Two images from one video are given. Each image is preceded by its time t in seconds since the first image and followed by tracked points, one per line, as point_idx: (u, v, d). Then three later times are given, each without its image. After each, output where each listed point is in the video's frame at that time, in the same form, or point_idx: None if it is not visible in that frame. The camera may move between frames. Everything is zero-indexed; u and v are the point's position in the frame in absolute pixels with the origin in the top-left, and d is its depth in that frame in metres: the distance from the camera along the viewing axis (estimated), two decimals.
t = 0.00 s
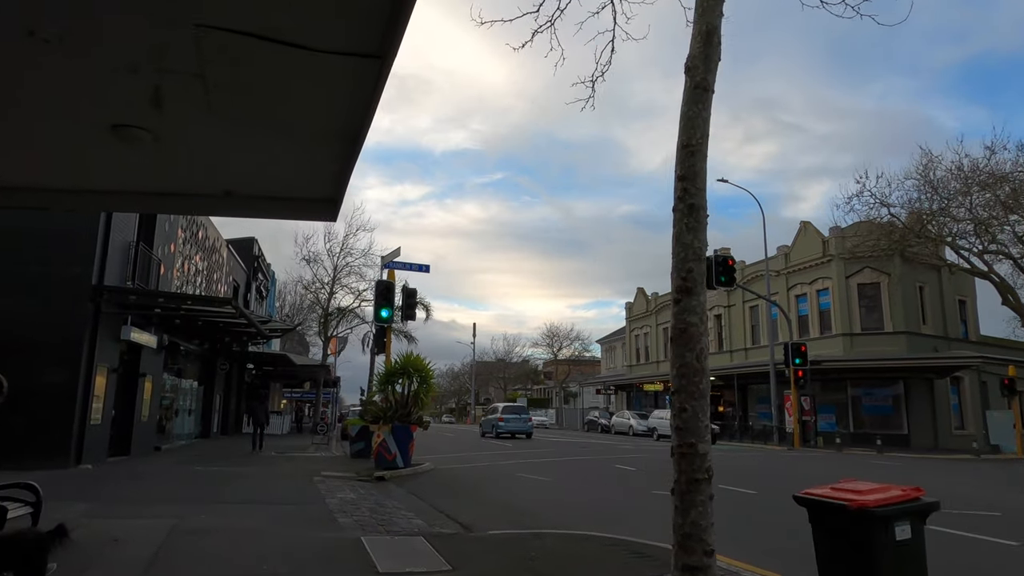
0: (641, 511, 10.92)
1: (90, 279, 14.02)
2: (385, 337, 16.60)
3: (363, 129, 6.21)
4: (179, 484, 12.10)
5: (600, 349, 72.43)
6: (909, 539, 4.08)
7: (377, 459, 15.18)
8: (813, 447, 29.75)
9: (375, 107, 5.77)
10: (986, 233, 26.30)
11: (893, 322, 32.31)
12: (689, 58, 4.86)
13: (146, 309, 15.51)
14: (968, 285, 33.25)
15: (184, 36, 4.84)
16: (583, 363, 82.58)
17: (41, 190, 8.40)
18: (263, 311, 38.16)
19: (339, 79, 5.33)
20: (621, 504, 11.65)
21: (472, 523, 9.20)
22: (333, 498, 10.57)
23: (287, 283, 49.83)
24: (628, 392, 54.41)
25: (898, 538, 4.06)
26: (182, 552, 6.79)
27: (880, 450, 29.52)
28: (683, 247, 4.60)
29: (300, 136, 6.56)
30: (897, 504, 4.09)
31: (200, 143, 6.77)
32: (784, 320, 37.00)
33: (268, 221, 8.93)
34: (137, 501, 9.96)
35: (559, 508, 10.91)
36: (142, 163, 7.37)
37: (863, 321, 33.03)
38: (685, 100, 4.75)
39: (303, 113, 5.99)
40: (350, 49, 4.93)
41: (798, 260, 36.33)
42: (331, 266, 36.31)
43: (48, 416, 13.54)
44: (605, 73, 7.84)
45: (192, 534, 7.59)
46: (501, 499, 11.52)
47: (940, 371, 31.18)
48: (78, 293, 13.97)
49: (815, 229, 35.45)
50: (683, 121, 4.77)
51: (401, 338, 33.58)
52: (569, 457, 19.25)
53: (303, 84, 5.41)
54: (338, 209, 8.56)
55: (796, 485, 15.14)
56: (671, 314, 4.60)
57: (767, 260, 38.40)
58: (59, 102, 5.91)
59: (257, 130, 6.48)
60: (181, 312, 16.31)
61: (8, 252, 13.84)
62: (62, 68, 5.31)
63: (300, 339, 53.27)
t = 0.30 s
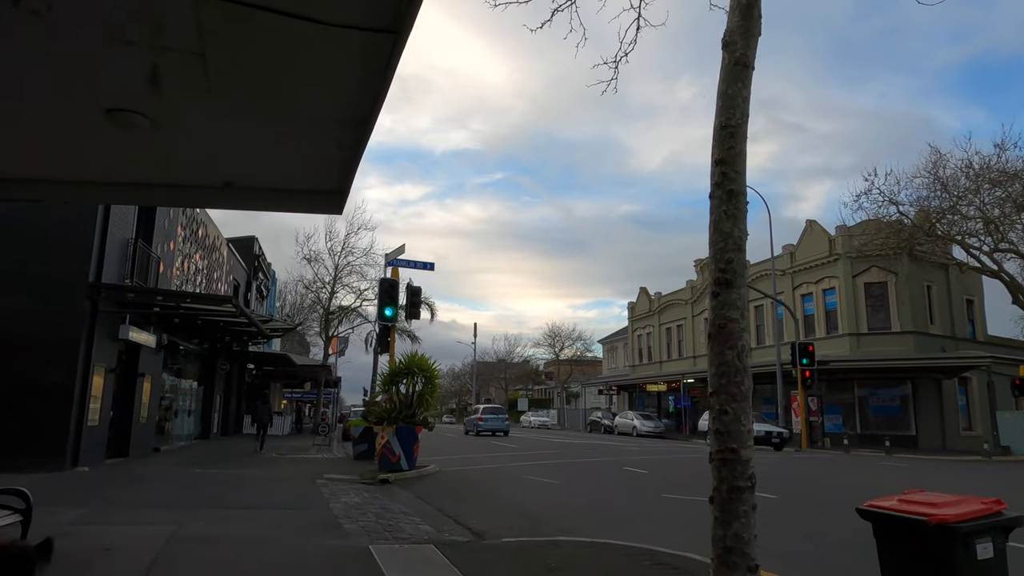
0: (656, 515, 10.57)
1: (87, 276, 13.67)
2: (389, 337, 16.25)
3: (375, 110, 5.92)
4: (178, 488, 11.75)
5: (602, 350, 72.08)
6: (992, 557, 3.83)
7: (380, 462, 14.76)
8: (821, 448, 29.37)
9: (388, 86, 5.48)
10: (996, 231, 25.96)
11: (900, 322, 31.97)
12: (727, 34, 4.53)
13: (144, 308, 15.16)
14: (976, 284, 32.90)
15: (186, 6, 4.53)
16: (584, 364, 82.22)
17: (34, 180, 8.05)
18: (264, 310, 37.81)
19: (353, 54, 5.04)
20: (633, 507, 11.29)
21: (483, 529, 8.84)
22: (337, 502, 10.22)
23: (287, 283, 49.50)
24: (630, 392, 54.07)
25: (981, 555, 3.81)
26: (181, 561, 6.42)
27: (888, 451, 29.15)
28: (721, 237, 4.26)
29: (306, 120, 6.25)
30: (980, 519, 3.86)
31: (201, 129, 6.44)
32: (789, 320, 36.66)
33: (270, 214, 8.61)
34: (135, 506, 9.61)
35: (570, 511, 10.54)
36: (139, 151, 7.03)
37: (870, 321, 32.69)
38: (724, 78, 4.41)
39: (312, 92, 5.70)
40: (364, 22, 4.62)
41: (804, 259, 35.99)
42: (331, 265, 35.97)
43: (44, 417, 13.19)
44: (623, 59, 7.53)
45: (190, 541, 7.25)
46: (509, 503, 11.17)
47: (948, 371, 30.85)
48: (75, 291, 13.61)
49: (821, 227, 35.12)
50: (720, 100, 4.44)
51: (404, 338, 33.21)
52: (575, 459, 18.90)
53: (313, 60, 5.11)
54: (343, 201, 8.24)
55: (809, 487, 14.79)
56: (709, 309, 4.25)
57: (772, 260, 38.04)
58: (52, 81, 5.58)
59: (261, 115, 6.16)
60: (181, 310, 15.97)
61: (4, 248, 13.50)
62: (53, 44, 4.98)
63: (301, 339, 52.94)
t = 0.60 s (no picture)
0: (666, 520, 10.25)
1: (82, 274, 13.33)
2: (391, 336, 15.91)
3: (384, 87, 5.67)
4: (176, 491, 11.43)
5: (602, 350, 71.73)
6: None
7: (382, 464, 14.32)
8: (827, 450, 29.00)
9: (398, 60, 5.24)
10: (1003, 231, 25.68)
11: (905, 322, 31.69)
12: (765, 4, 4.20)
13: (140, 306, 14.81)
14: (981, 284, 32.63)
15: None
16: (584, 365, 81.80)
17: (23, 170, 7.73)
18: (263, 310, 37.46)
19: (363, 24, 4.79)
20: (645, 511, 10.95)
21: (491, 535, 8.50)
22: (337, 506, 9.88)
23: (287, 283, 49.15)
24: (631, 393, 53.73)
25: None
26: (175, 570, 6.07)
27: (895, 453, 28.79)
28: (759, 224, 3.93)
29: (311, 103, 5.99)
30: None
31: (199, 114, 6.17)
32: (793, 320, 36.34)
33: (270, 205, 8.30)
34: (129, 511, 9.26)
35: (579, 516, 10.20)
36: (132, 138, 6.73)
37: (875, 322, 32.39)
38: (760, 52, 4.10)
39: (317, 70, 5.44)
40: None
41: (808, 258, 35.69)
42: (331, 264, 35.61)
43: (37, 417, 12.84)
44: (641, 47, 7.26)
45: (185, 548, 6.92)
46: (516, 507, 10.81)
47: (954, 372, 30.56)
48: (69, 288, 13.27)
49: (825, 227, 34.84)
50: (757, 76, 4.12)
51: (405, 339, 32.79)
52: (580, 460, 18.57)
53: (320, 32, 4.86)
54: (345, 192, 7.97)
55: (819, 490, 14.47)
56: (746, 302, 3.93)
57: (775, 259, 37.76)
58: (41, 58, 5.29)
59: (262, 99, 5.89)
60: (178, 309, 15.63)
61: None
62: (42, 18, 4.69)
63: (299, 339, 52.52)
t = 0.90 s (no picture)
0: (677, 525, 9.90)
1: (73, 271, 12.96)
2: (391, 335, 15.52)
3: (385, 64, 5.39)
4: (168, 495, 11.06)
5: (602, 350, 71.33)
6: None
7: (382, 466, 14.00)
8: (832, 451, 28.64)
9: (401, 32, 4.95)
10: (1010, 229, 25.37)
11: (910, 321, 31.43)
12: None
13: (134, 304, 14.44)
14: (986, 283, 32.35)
15: None
16: (584, 365, 81.34)
17: (8, 159, 7.40)
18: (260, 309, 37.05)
19: None
20: (653, 517, 10.62)
21: (496, 543, 8.16)
22: (337, 511, 9.54)
23: (284, 282, 48.70)
24: (632, 393, 53.33)
25: None
26: None
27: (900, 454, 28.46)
28: (803, 208, 3.58)
29: (309, 83, 5.72)
30: None
31: (191, 95, 5.86)
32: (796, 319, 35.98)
33: (266, 196, 7.98)
34: (119, 517, 8.90)
35: (585, 522, 9.87)
36: (119, 123, 6.40)
37: (879, 321, 32.06)
38: (800, 21, 3.77)
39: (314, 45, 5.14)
40: None
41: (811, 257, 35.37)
42: (330, 263, 35.22)
43: (26, 418, 12.46)
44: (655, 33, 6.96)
45: (174, 557, 6.57)
46: (520, 512, 10.48)
47: (959, 372, 30.25)
48: (59, 286, 12.89)
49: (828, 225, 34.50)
50: (797, 48, 3.79)
51: (404, 339, 32.33)
52: (583, 462, 18.22)
53: None
54: (344, 181, 7.67)
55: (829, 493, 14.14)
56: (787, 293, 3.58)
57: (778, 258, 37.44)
58: (20, 30, 4.98)
59: (258, 77, 5.60)
60: (172, 307, 15.26)
61: None
62: None
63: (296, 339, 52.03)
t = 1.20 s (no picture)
0: (693, 527, 9.61)
1: (69, 268, 12.63)
2: (395, 333, 15.17)
3: (391, 44, 5.09)
4: (166, 498, 10.72)
5: (605, 349, 70.99)
6: None
7: (386, 467, 13.69)
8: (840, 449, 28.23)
9: (407, 10, 4.66)
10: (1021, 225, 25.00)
11: (918, 319, 31.01)
12: None
13: (131, 302, 14.12)
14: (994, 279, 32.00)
15: None
16: (586, 364, 81.04)
17: None
18: (261, 308, 36.76)
19: None
20: (667, 520, 10.27)
21: (506, 549, 7.81)
22: (340, 514, 9.19)
23: (286, 282, 48.38)
24: (635, 392, 53.01)
25: None
26: None
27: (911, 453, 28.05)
28: (859, 185, 3.26)
29: (309, 67, 5.45)
30: None
31: (186, 74, 5.57)
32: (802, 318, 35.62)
33: (266, 185, 7.69)
34: (114, 522, 8.56)
35: (597, 525, 9.53)
36: (111, 106, 6.11)
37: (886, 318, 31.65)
38: None
39: (315, 23, 4.85)
40: None
41: (817, 254, 35.00)
42: (331, 261, 34.86)
43: (20, 419, 12.13)
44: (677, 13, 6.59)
45: (167, 565, 6.25)
46: (528, 514, 10.13)
47: (968, 369, 29.89)
48: (54, 282, 12.57)
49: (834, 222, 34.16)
50: (849, 9, 3.48)
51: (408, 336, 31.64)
52: (590, 462, 17.85)
53: None
54: (346, 170, 7.37)
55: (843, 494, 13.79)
56: (842, 281, 3.24)
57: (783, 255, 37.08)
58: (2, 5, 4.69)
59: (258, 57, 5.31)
60: (171, 305, 14.94)
61: None
62: None
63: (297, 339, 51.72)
